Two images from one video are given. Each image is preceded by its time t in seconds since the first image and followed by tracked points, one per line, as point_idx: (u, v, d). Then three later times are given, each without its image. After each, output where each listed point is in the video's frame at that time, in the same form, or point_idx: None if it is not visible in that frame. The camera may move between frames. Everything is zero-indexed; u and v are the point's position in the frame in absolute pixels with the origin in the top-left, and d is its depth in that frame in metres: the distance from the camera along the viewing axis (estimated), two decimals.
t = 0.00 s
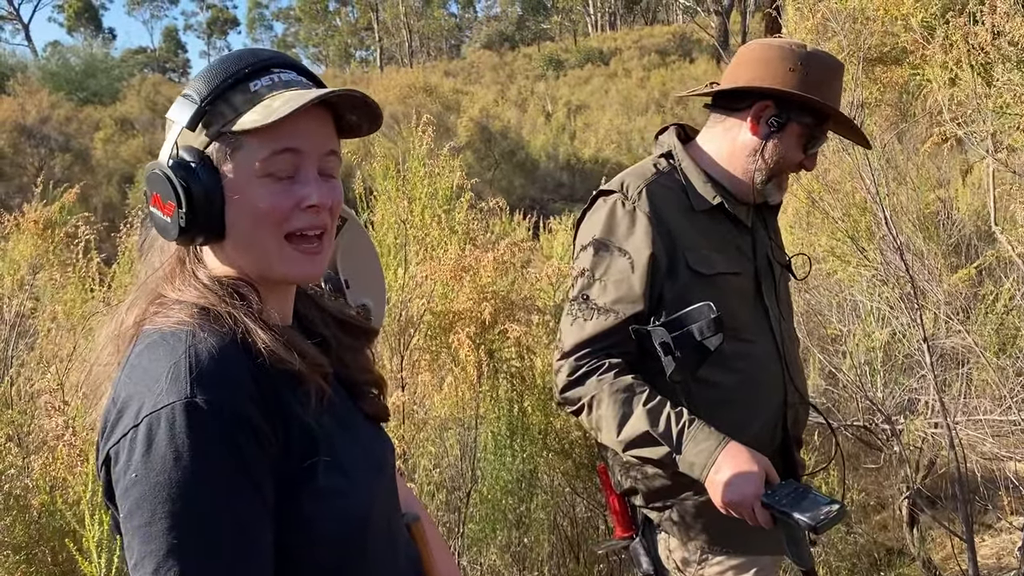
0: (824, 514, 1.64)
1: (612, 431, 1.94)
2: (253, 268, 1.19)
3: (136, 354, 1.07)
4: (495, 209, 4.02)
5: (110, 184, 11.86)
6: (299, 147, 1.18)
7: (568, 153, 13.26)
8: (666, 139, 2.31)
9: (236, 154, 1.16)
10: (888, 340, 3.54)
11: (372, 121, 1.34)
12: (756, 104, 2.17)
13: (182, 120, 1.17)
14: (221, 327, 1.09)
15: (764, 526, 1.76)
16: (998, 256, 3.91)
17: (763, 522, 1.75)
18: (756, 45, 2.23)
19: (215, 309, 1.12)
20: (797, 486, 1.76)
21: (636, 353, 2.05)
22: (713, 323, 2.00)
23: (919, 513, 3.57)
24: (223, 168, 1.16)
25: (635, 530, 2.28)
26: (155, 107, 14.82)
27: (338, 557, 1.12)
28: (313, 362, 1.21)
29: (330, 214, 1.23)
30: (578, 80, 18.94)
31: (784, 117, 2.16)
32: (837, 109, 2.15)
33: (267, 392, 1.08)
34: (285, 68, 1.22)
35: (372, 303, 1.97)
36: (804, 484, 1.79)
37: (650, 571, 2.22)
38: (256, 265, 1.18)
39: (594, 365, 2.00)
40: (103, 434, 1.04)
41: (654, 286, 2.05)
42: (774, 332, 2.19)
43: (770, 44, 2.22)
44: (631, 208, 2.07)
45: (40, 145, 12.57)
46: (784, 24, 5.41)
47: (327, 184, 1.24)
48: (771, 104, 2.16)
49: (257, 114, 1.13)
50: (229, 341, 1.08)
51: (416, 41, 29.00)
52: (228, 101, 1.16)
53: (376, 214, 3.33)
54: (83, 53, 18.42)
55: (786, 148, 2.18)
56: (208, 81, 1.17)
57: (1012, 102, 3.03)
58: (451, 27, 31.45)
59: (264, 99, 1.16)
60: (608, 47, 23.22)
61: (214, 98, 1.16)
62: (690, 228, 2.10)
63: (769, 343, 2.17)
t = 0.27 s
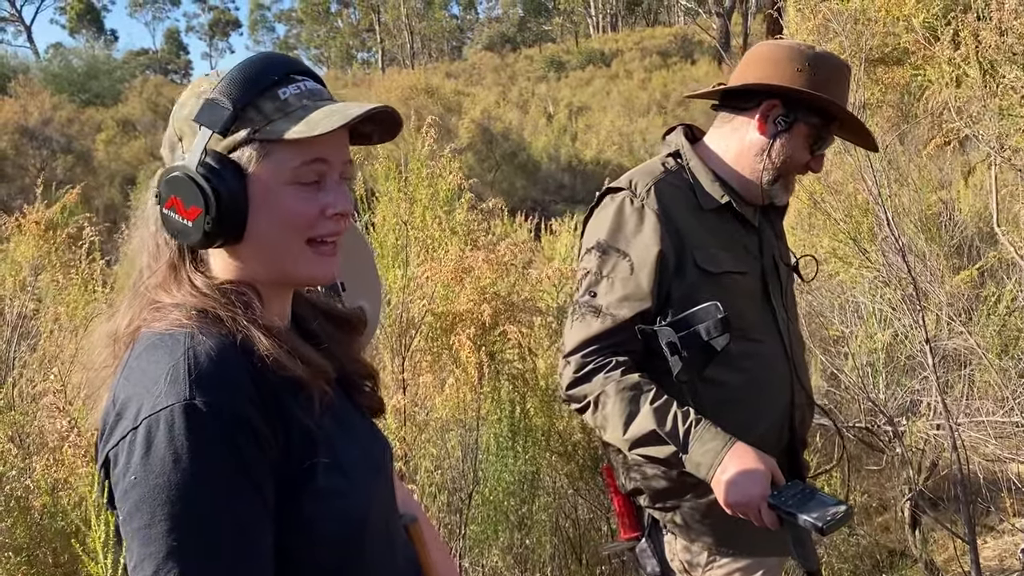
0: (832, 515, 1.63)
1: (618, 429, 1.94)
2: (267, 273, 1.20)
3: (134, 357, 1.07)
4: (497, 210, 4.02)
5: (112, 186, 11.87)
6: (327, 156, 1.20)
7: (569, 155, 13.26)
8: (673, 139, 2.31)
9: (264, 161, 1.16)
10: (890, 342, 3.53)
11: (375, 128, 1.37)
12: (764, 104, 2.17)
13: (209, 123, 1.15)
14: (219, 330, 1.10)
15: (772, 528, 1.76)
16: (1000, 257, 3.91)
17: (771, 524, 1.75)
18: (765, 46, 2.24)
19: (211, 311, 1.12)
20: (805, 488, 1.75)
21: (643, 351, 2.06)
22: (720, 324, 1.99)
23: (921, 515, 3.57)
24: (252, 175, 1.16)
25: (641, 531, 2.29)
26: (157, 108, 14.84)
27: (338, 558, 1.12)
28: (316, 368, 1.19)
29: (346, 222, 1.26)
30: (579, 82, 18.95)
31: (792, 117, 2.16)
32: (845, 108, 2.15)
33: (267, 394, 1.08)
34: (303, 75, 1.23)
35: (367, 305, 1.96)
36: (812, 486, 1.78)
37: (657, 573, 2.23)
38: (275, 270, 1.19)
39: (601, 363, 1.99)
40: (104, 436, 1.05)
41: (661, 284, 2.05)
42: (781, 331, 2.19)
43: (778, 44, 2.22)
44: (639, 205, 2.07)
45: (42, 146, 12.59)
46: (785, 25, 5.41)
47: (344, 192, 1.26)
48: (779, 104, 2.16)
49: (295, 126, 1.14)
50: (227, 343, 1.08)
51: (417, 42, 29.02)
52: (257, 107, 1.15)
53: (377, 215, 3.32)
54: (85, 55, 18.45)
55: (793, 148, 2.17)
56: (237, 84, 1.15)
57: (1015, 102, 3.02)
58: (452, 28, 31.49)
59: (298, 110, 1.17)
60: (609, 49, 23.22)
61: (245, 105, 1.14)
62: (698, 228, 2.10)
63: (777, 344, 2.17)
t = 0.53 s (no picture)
0: (839, 514, 1.62)
1: (624, 428, 1.94)
2: (274, 271, 1.21)
3: (132, 359, 1.07)
4: (497, 210, 4.02)
5: (113, 186, 11.88)
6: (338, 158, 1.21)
7: (569, 155, 13.26)
8: (677, 138, 2.31)
9: (279, 162, 1.17)
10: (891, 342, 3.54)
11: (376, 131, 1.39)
12: (767, 103, 2.17)
13: (222, 122, 1.14)
14: (219, 331, 1.10)
15: (778, 526, 1.75)
16: (1001, 257, 3.91)
17: (778, 522, 1.74)
18: (768, 45, 2.24)
19: (211, 312, 1.12)
20: (813, 486, 1.75)
21: (648, 350, 2.06)
22: (728, 321, 2.00)
23: (922, 515, 3.56)
24: (266, 175, 1.17)
25: (646, 530, 2.28)
26: (158, 109, 14.86)
27: (336, 559, 1.13)
28: (317, 373, 1.20)
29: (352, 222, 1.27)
30: (579, 82, 18.95)
31: (796, 116, 2.16)
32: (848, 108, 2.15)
33: (264, 396, 1.09)
34: (310, 77, 1.24)
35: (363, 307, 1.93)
36: (819, 484, 1.78)
37: (661, 572, 2.23)
38: (282, 269, 1.20)
39: (606, 362, 1.99)
40: (102, 439, 1.06)
41: (667, 283, 2.05)
42: (785, 332, 2.20)
43: (781, 44, 2.23)
44: (644, 205, 2.07)
45: (43, 147, 12.59)
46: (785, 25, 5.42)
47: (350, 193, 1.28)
48: (782, 103, 2.16)
49: (313, 128, 1.16)
50: (226, 343, 1.08)
51: (418, 43, 29.04)
52: (273, 109, 1.16)
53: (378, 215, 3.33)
54: (86, 56, 18.46)
55: (797, 148, 2.18)
56: (251, 85, 1.15)
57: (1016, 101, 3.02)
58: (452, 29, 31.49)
59: (314, 113, 1.18)
60: (609, 49, 23.23)
61: (260, 106, 1.15)
62: (704, 227, 2.10)
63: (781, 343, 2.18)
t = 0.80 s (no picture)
0: (839, 513, 1.62)
1: (624, 428, 1.94)
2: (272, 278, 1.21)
3: (127, 358, 1.07)
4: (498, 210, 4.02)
5: (113, 186, 11.88)
6: (347, 171, 1.21)
7: (569, 155, 13.26)
8: (677, 138, 2.31)
9: (288, 171, 1.16)
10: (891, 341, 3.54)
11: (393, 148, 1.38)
12: (768, 103, 2.17)
13: (233, 128, 1.14)
14: (212, 331, 1.10)
15: (778, 525, 1.76)
16: (1001, 257, 3.90)
17: (778, 521, 1.75)
18: (768, 45, 2.24)
19: (206, 313, 1.12)
20: (812, 485, 1.75)
21: (647, 349, 2.06)
22: (728, 321, 2.00)
23: (922, 515, 3.56)
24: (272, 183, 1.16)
25: (646, 530, 2.28)
26: (158, 110, 14.86)
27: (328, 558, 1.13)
28: (311, 375, 1.20)
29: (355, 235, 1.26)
30: (579, 82, 18.95)
31: (796, 116, 2.16)
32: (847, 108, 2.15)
33: (258, 396, 1.08)
34: (326, 88, 1.24)
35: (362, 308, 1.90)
36: (819, 483, 1.78)
37: (661, 571, 2.22)
38: (280, 276, 1.20)
39: (606, 362, 2.00)
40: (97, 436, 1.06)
41: (667, 283, 2.05)
42: (785, 332, 2.19)
43: (781, 44, 2.23)
44: (645, 205, 2.07)
45: (43, 147, 12.60)
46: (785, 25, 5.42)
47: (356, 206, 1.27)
48: (783, 103, 2.16)
49: (323, 139, 1.16)
50: (220, 345, 1.08)
51: (418, 43, 29.04)
52: (285, 118, 1.16)
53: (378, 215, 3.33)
54: (86, 56, 18.46)
55: (797, 148, 2.18)
56: (264, 93, 1.15)
57: (1016, 100, 3.02)
58: (452, 29, 31.47)
59: (325, 124, 1.18)
60: (609, 49, 23.23)
61: (272, 115, 1.15)
62: (704, 227, 2.10)
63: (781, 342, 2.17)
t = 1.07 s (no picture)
0: (831, 513, 1.63)
1: (619, 427, 1.94)
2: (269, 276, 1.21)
3: (125, 358, 1.07)
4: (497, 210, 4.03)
5: (112, 186, 11.88)
6: (341, 169, 1.21)
7: (568, 155, 13.26)
8: (673, 138, 2.31)
9: (281, 169, 1.16)
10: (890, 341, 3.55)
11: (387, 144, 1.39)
12: (763, 105, 2.17)
13: (228, 125, 1.14)
14: (211, 329, 1.10)
15: (771, 525, 1.77)
16: (1000, 256, 3.90)
17: (770, 521, 1.76)
18: (756, 46, 2.24)
19: (205, 312, 1.13)
20: (807, 484, 1.76)
21: (643, 349, 2.06)
22: (721, 322, 1.98)
23: (921, 514, 3.56)
24: (267, 181, 1.16)
25: (643, 528, 2.28)
26: (157, 109, 14.86)
27: (326, 557, 1.13)
28: (310, 376, 1.21)
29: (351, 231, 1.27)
30: (578, 81, 18.96)
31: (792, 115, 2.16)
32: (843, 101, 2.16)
33: (256, 395, 1.08)
34: (321, 86, 1.24)
35: (358, 305, 1.89)
36: (814, 484, 1.78)
37: (659, 570, 2.22)
38: (275, 274, 1.20)
39: (602, 362, 1.99)
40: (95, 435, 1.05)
41: (662, 283, 2.04)
42: (781, 330, 2.19)
43: (770, 44, 2.23)
44: (640, 205, 2.07)
45: (42, 147, 12.58)
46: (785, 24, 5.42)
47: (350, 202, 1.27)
48: (778, 104, 2.16)
49: (318, 138, 1.16)
50: (220, 344, 1.08)
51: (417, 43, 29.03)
52: (279, 115, 1.16)
53: (377, 214, 3.34)
54: (85, 55, 18.47)
55: (797, 145, 2.17)
56: (259, 90, 1.15)
57: (1015, 100, 3.03)
58: (451, 28, 31.45)
59: (319, 123, 1.18)
60: (608, 49, 23.23)
61: (266, 112, 1.15)
62: (701, 228, 2.09)
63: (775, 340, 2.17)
